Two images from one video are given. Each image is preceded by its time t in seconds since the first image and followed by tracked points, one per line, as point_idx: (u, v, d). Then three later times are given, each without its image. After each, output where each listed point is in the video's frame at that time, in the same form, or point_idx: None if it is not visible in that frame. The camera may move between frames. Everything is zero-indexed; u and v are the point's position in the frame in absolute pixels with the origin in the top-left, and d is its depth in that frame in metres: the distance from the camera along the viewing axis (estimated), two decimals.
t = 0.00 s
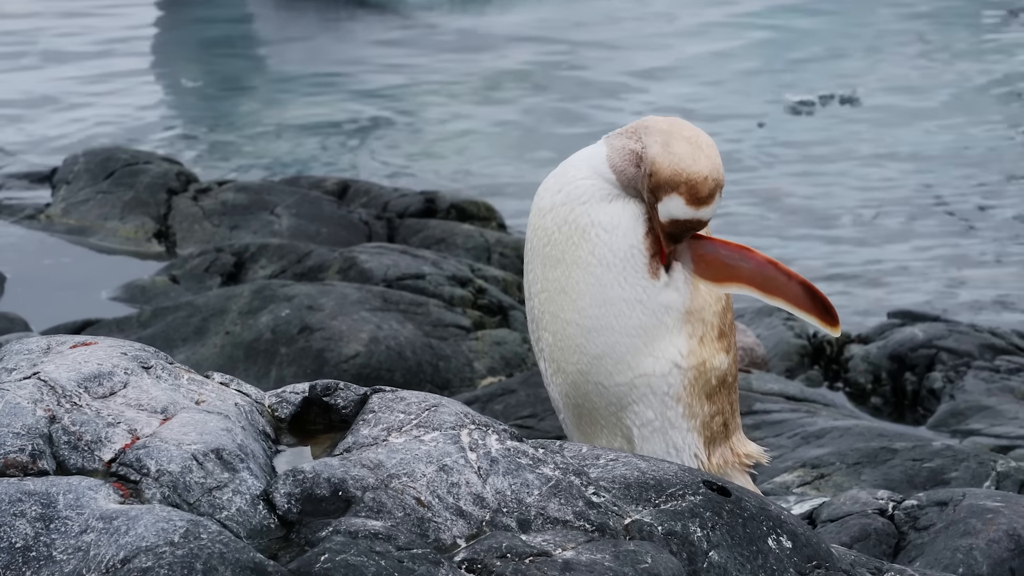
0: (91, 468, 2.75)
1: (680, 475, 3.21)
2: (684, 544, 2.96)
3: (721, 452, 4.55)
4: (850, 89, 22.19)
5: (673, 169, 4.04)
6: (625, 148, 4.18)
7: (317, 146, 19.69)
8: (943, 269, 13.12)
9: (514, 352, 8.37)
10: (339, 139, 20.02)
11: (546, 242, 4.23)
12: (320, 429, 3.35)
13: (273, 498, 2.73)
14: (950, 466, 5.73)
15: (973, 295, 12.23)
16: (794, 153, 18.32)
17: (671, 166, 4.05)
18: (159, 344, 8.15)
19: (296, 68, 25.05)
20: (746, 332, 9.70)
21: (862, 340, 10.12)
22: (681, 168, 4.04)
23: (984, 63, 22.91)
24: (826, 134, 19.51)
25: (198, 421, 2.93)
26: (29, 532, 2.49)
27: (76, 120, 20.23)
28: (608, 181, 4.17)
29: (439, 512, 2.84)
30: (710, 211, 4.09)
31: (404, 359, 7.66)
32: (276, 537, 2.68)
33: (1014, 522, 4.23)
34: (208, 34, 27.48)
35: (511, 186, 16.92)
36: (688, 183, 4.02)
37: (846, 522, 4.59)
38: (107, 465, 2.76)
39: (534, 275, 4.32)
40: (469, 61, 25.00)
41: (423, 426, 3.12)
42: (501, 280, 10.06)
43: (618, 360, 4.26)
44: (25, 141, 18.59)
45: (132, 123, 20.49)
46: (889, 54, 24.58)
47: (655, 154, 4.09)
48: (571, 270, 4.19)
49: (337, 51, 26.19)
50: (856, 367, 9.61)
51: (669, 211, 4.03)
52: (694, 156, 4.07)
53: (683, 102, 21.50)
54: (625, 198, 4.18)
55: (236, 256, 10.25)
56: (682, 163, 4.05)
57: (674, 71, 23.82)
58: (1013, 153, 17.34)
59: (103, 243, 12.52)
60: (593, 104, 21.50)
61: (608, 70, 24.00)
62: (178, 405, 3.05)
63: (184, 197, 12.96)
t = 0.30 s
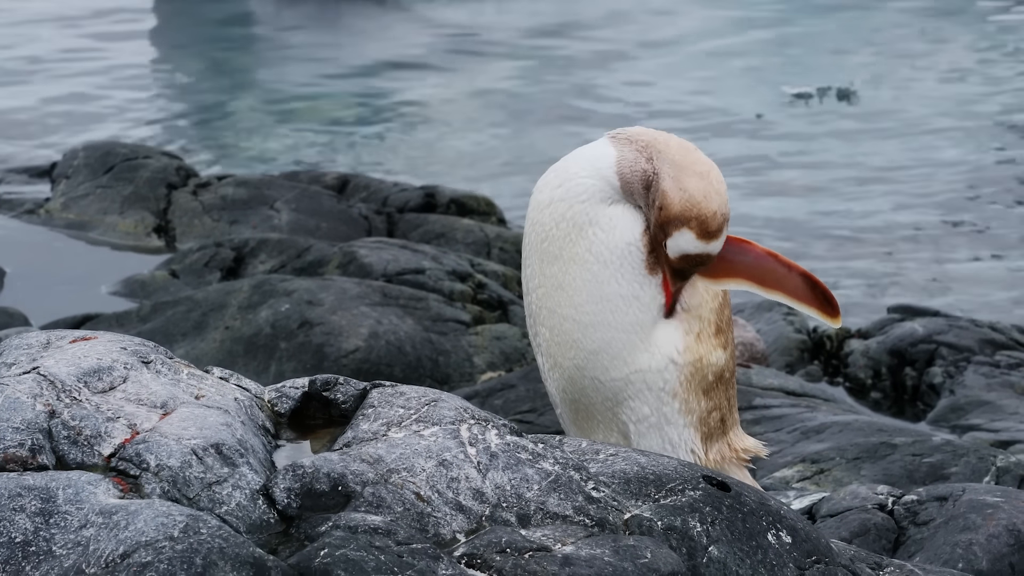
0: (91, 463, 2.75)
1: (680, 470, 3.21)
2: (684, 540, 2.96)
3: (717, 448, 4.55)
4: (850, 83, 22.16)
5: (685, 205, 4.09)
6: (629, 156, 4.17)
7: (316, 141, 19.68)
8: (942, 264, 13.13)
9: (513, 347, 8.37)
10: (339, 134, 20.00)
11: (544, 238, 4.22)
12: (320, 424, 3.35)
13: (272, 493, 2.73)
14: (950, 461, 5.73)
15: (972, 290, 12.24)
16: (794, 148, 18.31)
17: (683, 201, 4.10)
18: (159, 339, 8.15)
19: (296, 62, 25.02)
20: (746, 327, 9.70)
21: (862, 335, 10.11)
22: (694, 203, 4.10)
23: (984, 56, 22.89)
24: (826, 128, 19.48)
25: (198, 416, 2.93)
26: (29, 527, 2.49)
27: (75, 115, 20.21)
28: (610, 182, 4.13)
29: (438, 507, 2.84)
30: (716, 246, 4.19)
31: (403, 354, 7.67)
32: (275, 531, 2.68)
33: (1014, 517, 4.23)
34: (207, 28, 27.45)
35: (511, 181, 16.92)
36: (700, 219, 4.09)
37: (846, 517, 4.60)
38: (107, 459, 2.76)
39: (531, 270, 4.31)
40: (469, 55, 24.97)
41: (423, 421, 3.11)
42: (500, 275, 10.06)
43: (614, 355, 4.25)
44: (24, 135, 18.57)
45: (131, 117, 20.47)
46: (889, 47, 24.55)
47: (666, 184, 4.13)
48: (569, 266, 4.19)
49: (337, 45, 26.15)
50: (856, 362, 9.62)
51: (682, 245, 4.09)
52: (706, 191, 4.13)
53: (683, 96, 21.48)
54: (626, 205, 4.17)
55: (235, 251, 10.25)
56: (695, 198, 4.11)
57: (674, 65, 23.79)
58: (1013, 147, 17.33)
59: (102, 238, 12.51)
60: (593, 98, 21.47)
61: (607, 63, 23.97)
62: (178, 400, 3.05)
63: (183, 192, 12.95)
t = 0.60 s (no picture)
0: (90, 460, 2.74)
1: (680, 466, 3.21)
2: (684, 536, 2.95)
3: (715, 444, 4.56)
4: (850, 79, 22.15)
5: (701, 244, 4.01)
6: (639, 180, 4.09)
7: (316, 138, 19.67)
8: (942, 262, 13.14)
9: (513, 343, 8.36)
10: (339, 130, 19.99)
11: (545, 242, 4.19)
12: (320, 420, 3.35)
13: (272, 489, 2.73)
14: (949, 458, 5.73)
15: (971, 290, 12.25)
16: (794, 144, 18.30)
17: (700, 237, 4.02)
18: (159, 336, 8.15)
19: (295, 59, 25.01)
20: (746, 323, 9.70)
21: (861, 332, 10.10)
22: (710, 238, 4.02)
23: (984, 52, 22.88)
24: (826, 124, 19.48)
25: (197, 412, 2.93)
26: (29, 524, 2.49)
27: (75, 112, 20.20)
28: (618, 201, 4.07)
29: (438, 504, 2.84)
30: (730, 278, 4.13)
31: (403, 350, 7.67)
32: (275, 528, 2.68)
33: (1014, 513, 4.23)
34: (208, 25, 27.44)
35: (510, 177, 16.91)
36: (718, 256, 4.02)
37: (845, 514, 4.60)
38: (107, 456, 2.76)
39: (531, 271, 4.29)
40: (469, 51, 24.97)
41: (423, 418, 3.11)
42: (500, 272, 10.05)
43: (614, 355, 4.25)
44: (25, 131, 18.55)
45: (131, 114, 20.46)
46: (889, 44, 24.54)
47: (681, 219, 4.04)
48: (571, 271, 4.17)
49: (337, 42, 26.15)
50: (855, 359, 9.61)
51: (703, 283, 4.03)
52: (722, 227, 4.04)
53: (683, 92, 21.46)
54: (632, 222, 4.12)
55: (235, 247, 10.24)
56: (712, 234, 4.02)
57: (674, 62, 23.78)
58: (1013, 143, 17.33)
59: (102, 234, 12.50)
60: (593, 95, 21.47)
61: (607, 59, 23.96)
62: (177, 396, 3.05)
63: (183, 188, 12.94)
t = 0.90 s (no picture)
0: (90, 460, 2.75)
1: (680, 467, 3.21)
2: (684, 536, 2.96)
3: (716, 442, 4.55)
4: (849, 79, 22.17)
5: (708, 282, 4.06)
6: (656, 204, 4.09)
7: (315, 137, 19.67)
8: (939, 265, 13.16)
9: (513, 344, 8.35)
10: (338, 130, 19.99)
11: (550, 251, 4.19)
12: (320, 420, 3.35)
13: (272, 489, 2.73)
14: (949, 458, 5.73)
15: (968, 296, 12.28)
16: (794, 144, 18.31)
17: (707, 272, 4.06)
18: (158, 336, 8.15)
19: (295, 58, 25.00)
20: (746, 324, 9.71)
21: (861, 332, 10.09)
22: (719, 274, 4.06)
23: (984, 50, 22.86)
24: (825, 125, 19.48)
25: (197, 413, 2.93)
26: (28, 524, 2.49)
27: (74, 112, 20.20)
28: (630, 222, 4.07)
29: (438, 504, 2.84)
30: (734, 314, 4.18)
31: (402, 351, 7.67)
32: (275, 528, 2.68)
33: (1013, 513, 4.23)
34: (208, 25, 27.44)
35: (510, 178, 16.91)
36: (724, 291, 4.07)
37: (845, 514, 4.60)
38: (107, 456, 2.76)
39: (535, 278, 4.29)
40: (469, 51, 24.97)
41: (422, 418, 3.11)
42: (499, 272, 10.05)
43: (616, 358, 4.25)
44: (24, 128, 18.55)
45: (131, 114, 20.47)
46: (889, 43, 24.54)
47: (695, 253, 4.08)
48: (576, 281, 4.18)
49: (337, 41, 26.16)
50: (855, 359, 9.61)
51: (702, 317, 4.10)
52: (733, 266, 4.08)
53: (683, 91, 21.45)
54: (645, 243, 4.14)
55: (234, 247, 10.24)
56: (721, 269, 4.06)
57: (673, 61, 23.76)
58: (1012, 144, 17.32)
59: (102, 234, 12.49)
60: (593, 95, 21.46)
61: (607, 59, 23.94)
62: (177, 397, 3.05)
63: (183, 188, 12.95)
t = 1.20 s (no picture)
0: (90, 463, 2.75)
1: (680, 470, 3.21)
2: (684, 540, 2.96)
3: (719, 444, 4.55)
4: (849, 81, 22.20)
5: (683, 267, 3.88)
6: (641, 201, 4.06)
7: (316, 140, 19.68)
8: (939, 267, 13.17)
9: (513, 346, 8.35)
10: (339, 132, 20.01)
11: (550, 257, 4.19)
12: (320, 423, 3.35)
13: (272, 492, 2.73)
14: (949, 460, 5.73)
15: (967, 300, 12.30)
16: (794, 147, 18.32)
17: (688, 258, 3.88)
18: (158, 338, 8.15)
19: (296, 60, 25.03)
20: (746, 326, 9.70)
21: (862, 334, 10.09)
22: (698, 264, 3.88)
23: (985, 51, 22.87)
24: (825, 127, 19.49)
25: (197, 416, 2.93)
26: (29, 527, 2.49)
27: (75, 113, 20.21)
28: (628, 225, 4.05)
29: (438, 507, 2.84)
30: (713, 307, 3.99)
31: (403, 353, 7.67)
32: (275, 531, 2.69)
33: (1014, 517, 4.23)
34: (208, 27, 27.47)
35: (511, 181, 16.92)
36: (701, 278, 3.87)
37: (845, 517, 4.61)
38: (106, 459, 2.76)
39: (536, 283, 4.30)
40: (469, 53, 24.99)
41: (422, 421, 3.11)
42: (500, 274, 10.05)
43: (619, 362, 4.24)
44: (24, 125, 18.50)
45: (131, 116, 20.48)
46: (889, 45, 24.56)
47: (676, 237, 3.92)
48: (576, 286, 4.18)
49: (337, 43, 26.19)
50: (855, 362, 9.60)
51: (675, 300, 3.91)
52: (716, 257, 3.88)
53: (683, 94, 21.46)
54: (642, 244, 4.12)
55: (235, 250, 10.23)
56: (700, 258, 3.88)
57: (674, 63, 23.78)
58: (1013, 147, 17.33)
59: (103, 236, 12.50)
60: (593, 97, 21.48)
61: (607, 61, 23.97)
62: (177, 400, 3.05)
63: (183, 191, 12.97)
